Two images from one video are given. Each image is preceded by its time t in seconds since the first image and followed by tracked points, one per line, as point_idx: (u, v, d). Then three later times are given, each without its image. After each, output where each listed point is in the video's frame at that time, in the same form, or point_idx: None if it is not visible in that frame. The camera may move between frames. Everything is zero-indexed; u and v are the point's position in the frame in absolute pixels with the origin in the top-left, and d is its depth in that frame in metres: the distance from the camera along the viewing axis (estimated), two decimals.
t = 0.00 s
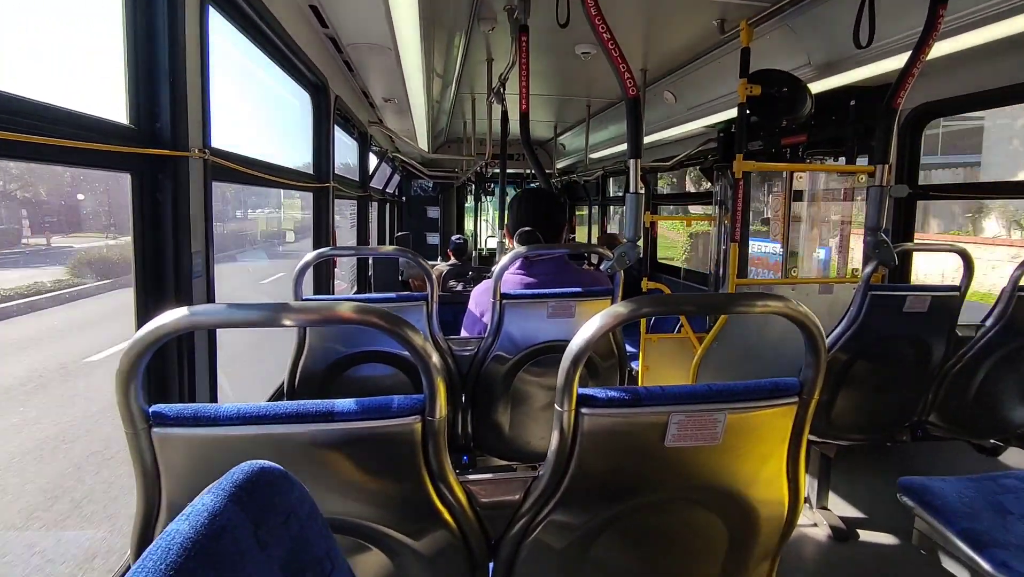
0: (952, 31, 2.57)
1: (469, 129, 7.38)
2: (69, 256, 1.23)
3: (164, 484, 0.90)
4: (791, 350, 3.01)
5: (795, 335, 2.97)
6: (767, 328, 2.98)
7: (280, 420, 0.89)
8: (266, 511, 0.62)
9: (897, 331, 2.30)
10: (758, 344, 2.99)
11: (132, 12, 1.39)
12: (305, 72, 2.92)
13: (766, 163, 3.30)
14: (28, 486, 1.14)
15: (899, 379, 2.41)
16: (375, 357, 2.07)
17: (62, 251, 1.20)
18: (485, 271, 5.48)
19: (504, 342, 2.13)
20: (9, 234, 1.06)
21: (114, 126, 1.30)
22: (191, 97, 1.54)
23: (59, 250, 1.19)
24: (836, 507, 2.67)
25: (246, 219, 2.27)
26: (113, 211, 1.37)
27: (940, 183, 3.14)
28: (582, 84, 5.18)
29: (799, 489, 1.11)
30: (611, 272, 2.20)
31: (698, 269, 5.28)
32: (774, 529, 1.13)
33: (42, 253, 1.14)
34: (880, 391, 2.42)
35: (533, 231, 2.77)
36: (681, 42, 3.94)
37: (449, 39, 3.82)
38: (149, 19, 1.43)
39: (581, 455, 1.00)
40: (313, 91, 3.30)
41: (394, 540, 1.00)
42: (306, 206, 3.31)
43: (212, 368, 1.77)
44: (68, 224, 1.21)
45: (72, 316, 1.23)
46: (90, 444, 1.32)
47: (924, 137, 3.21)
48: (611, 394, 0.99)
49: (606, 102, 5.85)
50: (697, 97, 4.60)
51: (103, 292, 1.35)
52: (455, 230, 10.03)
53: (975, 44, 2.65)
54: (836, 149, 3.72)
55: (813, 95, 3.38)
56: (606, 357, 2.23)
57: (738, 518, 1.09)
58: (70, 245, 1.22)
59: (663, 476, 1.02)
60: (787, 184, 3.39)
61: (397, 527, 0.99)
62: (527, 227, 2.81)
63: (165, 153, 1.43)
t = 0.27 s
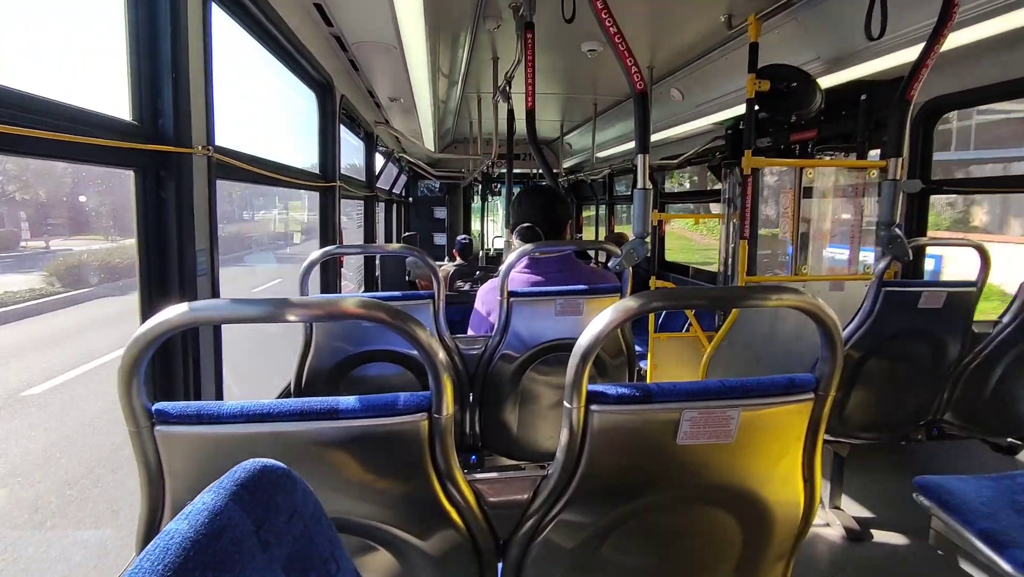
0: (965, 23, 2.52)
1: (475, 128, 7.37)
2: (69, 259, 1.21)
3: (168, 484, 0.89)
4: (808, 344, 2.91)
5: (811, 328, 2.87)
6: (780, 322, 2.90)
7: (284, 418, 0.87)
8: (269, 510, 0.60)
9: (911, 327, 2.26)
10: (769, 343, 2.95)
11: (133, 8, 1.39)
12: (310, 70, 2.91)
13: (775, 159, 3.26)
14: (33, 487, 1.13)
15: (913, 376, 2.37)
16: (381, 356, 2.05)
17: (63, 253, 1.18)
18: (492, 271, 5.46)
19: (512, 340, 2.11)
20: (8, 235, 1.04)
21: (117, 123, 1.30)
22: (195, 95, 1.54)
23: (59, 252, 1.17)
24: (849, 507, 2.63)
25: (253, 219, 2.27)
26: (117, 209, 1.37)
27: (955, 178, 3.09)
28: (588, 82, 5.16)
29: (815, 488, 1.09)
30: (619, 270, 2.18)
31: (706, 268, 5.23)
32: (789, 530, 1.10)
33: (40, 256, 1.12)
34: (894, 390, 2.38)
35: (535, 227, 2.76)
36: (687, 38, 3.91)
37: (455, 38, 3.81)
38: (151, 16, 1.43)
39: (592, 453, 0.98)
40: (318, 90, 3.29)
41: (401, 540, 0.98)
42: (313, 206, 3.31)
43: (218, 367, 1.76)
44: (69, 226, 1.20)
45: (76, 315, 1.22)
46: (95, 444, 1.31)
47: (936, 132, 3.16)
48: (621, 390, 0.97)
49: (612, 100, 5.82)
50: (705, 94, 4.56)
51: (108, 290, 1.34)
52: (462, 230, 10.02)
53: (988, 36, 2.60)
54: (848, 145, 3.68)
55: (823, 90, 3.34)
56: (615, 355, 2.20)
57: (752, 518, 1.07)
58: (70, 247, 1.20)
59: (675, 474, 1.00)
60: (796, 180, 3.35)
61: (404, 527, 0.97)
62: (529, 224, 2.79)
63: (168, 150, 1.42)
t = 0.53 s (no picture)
0: (973, 22, 2.50)
1: (477, 128, 7.35)
2: (66, 259, 1.20)
3: (167, 486, 0.88)
4: (812, 342, 2.92)
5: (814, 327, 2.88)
6: (784, 322, 2.90)
7: (284, 420, 0.86)
8: (269, 514, 0.59)
9: (917, 329, 2.24)
10: (773, 343, 2.93)
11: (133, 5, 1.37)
12: (312, 69, 2.90)
13: (780, 159, 3.24)
14: (33, 488, 1.12)
15: (919, 378, 2.35)
16: (383, 356, 2.04)
17: (58, 254, 1.17)
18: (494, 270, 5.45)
19: (514, 341, 2.09)
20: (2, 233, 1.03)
21: (118, 120, 1.29)
22: (196, 93, 1.52)
23: (55, 253, 1.16)
24: (853, 509, 2.62)
25: (255, 218, 2.26)
26: (117, 208, 1.36)
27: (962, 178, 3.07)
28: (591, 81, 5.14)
29: (822, 493, 1.07)
30: (623, 270, 2.16)
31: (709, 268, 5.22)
32: (795, 535, 1.09)
33: (37, 257, 1.11)
34: (900, 391, 2.37)
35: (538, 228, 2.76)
36: (691, 37, 3.89)
37: (457, 37, 3.79)
38: (151, 13, 1.42)
39: (596, 457, 0.97)
40: (320, 88, 3.28)
41: (403, 543, 0.97)
42: (315, 206, 3.30)
43: (219, 367, 1.75)
44: (65, 226, 1.18)
45: (76, 314, 1.21)
46: (95, 444, 1.30)
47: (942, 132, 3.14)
48: (626, 393, 0.96)
49: (616, 100, 5.80)
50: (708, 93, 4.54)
51: (109, 290, 1.33)
52: (464, 229, 10.01)
53: (995, 36, 2.58)
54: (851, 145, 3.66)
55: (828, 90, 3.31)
56: (618, 356, 2.19)
57: (758, 523, 1.06)
58: (66, 248, 1.19)
59: (682, 478, 0.99)
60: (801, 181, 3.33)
61: (405, 530, 0.96)
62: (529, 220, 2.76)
63: (169, 148, 1.41)
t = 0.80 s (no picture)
0: (981, 20, 2.47)
1: (479, 126, 7.33)
2: (68, 258, 1.18)
3: (167, 489, 0.86)
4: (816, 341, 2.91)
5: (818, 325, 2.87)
6: (788, 322, 2.88)
7: (287, 422, 0.85)
8: (272, 520, 0.57)
9: (923, 330, 2.23)
10: (777, 343, 2.92)
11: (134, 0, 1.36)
12: (315, 66, 2.88)
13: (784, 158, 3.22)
14: (34, 490, 1.11)
15: (925, 379, 2.34)
16: (385, 355, 2.02)
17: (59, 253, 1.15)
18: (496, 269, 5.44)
19: (518, 340, 2.08)
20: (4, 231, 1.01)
21: (119, 117, 1.27)
22: (197, 90, 1.51)
23: (56, 251, 1.15)
24: (857, 510, 2.60)
25: (256, 217, 2.24)
26: (117, 206, 1.34)
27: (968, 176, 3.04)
28: (594, 79, 5.11)
29: (833, 497, 1.05)
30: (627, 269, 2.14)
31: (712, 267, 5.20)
32: (805, 539, 1.07)
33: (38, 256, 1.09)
34: (906, 392, 2.35)
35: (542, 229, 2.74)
36: (695, 35, 3.86)
37: (460, 34, 3.77)
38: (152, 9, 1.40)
39: (604, 459, 0.95)
40: (322, 86, 3.26)
41: (406, 546, 0.95)
42: (316, 204, 3.28)
43: (220, 366, 1.74)
44: (66, 225, 1.17)
45: (76, 314, 1.20)
46: (95, 445, 1.28)
47: (948, 131, 3.12)
48: (634, 395, 0.94)
49: (618, 98, 5.78)
50: (712, 92, 4.52)
51: (110, 288, 1.32)
52: (466, 227, 9.99)
53: (1003, 34, 2.56)
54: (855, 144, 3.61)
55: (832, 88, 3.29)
56: (622, 356, 2.18)
57: (766, 526, 1.04)
58: (67, 247, 1.18)
59: (690, 481, 0.97)
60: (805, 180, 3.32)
61: (409, 533, 0.95)
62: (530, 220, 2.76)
63: (169, 145, 1.40)
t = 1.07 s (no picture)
0: (989, 16, 2.45)
1: (480, 124, 7.31)
2: (63, 255, 1.16)
3: (163, 485, 0.84)
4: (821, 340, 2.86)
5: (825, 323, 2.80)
6: (792, 320, 2.85)
7: (285, 418, 0.82)
8: (269, 518, 0.55)
9: (930, 328, 2.20)
10: (781, 342, 2.89)
11: None
12: (316, 62, 2.87)
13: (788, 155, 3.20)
14: (29, 487, 1.09)
15: (931, 378, 2.31)
16: (386, 352, 2.00)
17: (54, 251, 1.13)
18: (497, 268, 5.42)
19: (520, 338, 2.06)
20: None
21: (116, 107, 1.25)
22: (196, 82, 1.49)
23: (52, 250, 1.13)
24: (862, 510, 2.58)
25: (257, 212, 2.22)
26: (114, 198, 1.32)
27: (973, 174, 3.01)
28: (596, 77, 5.09)
29: (843, 496, 1.03)
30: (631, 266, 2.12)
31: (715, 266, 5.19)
32: (813, 539, 1.05)
33: (33, 253, 1.07)
34: (912, 391, 2.33)
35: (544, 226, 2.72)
36: (699, 32, 3.84)
37: (462, 31, 3.75)
38: None
39: (610, 456, 0.93)
40: (323, 82, 3.25)
41: (407, 545, 0.93)
42: (317, 201, 3.26)
43: (219, 362, 1.72)
44: (62, 219, 1.15)
45: (73, 308, 1.18)
46: (92, 441, 1.27)
47: (953, 128, 3.09)
48: (641, 391, 0.92)
49: (620, 96, 5.76)
50: (715, 90, 4.49)
51: (106, 283, 1.30)
52: (467, 226, 9.97)
53: (1010, 30, 2.53)
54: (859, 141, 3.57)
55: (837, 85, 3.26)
56: (626, 353, 2.16)
57: (774, 526, 1.02)
58: (62, 246, 1.16)
59: (698, 479, 0.95)
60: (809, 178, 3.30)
61: (410, 531, 0.93)
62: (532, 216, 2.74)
63: (167, 137, 1.38)
